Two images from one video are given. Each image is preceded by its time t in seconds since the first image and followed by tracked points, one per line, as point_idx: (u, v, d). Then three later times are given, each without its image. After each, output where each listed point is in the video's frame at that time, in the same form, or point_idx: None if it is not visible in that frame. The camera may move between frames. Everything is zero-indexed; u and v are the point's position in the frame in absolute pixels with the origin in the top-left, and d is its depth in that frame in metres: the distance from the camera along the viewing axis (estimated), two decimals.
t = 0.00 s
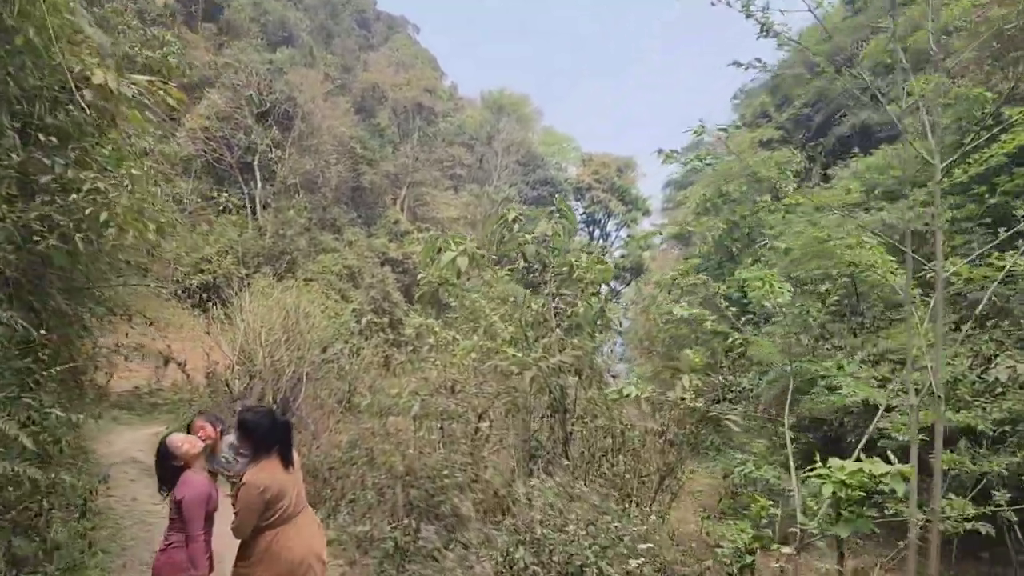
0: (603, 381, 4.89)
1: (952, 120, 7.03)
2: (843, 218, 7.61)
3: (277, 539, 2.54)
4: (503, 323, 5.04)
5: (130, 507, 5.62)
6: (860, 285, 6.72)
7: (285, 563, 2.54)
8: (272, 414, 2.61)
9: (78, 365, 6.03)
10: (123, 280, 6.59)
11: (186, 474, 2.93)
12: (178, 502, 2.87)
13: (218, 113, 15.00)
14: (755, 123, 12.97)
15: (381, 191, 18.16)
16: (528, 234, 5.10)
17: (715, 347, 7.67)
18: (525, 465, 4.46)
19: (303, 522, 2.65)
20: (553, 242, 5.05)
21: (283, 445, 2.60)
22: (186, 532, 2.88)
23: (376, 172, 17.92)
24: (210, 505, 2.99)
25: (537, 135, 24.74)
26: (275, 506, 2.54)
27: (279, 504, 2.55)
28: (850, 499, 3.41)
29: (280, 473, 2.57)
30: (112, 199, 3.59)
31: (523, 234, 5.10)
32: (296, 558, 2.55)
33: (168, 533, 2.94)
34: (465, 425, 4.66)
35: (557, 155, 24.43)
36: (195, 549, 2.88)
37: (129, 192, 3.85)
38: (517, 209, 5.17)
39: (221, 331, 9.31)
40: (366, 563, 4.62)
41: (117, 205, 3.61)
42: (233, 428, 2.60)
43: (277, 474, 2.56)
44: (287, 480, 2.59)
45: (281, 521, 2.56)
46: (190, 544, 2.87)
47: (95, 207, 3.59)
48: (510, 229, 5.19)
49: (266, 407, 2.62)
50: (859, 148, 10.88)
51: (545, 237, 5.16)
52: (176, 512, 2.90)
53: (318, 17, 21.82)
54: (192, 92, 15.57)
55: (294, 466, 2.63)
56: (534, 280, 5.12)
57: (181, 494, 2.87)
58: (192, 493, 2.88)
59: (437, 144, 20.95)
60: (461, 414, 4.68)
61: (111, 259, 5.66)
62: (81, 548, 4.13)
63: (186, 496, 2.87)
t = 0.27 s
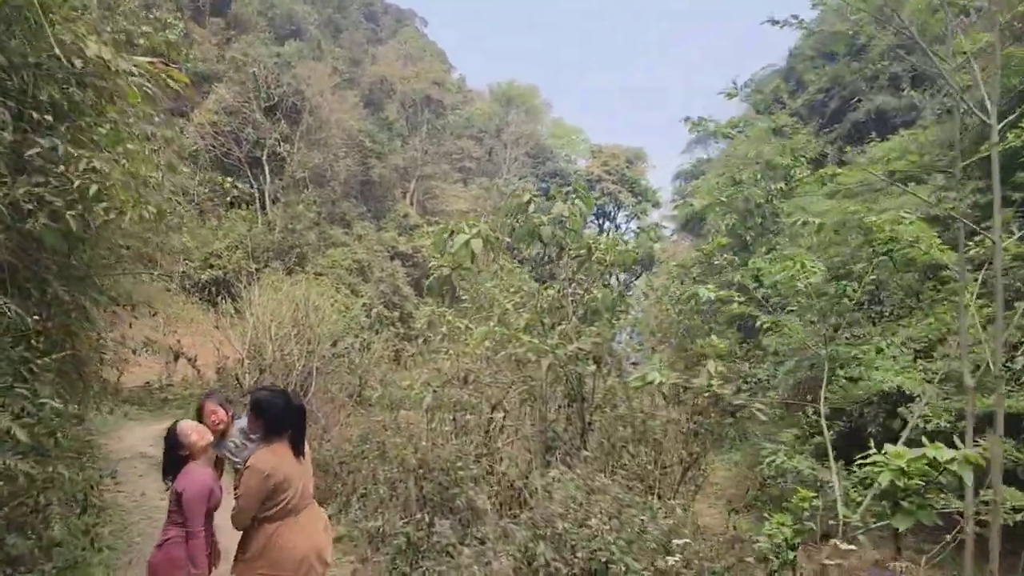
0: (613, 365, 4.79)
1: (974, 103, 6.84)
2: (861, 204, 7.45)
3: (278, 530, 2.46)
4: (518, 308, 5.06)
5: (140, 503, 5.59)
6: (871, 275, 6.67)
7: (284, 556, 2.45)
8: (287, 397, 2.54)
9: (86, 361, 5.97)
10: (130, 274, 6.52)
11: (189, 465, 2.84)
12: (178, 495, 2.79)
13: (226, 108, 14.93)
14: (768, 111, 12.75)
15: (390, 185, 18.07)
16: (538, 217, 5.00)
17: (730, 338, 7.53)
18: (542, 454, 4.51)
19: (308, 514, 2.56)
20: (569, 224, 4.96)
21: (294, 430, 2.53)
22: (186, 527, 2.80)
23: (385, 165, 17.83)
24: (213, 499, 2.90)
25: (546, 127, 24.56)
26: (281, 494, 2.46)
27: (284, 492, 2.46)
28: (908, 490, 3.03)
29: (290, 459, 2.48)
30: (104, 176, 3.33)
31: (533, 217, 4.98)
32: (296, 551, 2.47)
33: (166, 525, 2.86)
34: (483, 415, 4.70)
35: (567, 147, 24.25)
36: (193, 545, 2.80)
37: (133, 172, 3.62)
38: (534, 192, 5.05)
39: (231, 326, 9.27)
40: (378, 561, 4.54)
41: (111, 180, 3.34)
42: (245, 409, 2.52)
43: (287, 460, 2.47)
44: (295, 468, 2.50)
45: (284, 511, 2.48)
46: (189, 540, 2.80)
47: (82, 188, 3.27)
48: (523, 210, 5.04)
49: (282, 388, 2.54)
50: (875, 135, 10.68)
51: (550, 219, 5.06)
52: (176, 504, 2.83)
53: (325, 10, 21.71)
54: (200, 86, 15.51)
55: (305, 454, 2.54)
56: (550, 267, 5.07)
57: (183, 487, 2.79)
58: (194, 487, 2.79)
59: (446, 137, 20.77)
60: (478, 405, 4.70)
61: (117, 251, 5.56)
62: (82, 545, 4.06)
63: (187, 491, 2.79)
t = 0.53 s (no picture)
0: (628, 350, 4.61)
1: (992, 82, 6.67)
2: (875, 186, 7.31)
3: (269, 524, 2.35)
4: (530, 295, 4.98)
5: (146, 495, 5.57)
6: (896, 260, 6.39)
7: (271, 553, 2.35)
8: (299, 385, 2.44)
9: (87, 352, 5.92)
10: (130, 264, 6.43)
11: (183, 460, 2.74)
12: (170, 491, 2.66)
13: (229, 96, 14.81)
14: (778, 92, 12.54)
15: (395, 172, 17.96)
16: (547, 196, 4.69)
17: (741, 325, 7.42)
18: (560, 446, 4.34)
19: (303, 512, 2.45)
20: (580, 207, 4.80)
21: (300, 421, 2.43)
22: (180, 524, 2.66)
23: (390, 153, 17.71)
24: (208, 497, 2.77)
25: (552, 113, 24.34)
26: (279, 487, 2.35)
27: (281, 485, 2.35)
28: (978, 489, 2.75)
29: (294, 452, 2.38)
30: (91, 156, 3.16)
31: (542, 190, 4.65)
32: (284, 550, 2.36)
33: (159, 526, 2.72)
34: (492, 405, 4.74)
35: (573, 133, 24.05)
36: (188, 544, 2.65)
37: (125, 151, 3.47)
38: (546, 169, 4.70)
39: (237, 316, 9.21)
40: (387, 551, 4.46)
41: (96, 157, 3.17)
42: (253, 392, 2.43)
43: (290, 451, 2.37)
44: (297, 461, 2.39)
45: (279, 506, 2.37)
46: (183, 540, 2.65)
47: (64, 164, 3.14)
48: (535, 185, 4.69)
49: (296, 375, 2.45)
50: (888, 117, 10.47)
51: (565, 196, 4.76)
52: (168, 502, 2.69)
53: None
54: (202, 74, 15.38)
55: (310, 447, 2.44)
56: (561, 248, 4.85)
57: (176, 482, 2.66)
58: (187, 482, 2.67)
59: (451, 123, 20.57)
60: (487, 392, 4.78)
61: (115, 240, 5.45)
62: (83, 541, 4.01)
63: (181, 484, 2.66)
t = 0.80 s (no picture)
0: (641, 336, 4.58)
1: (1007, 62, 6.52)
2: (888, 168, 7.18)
3: (255, 514, 2.23)
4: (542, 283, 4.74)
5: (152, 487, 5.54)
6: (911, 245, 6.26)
7: (256, 546, 2.23)
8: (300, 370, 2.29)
9: (88, 343, 5.87)
10: (130, 254, 6.36)
11: (184, 447, 2.65)
12: (178, 479, 2.56)
13: (232, 85, 14.73)
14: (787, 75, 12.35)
15: (400, 161, 17.85)
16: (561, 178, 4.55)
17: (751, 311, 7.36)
18: (574, 435, 4.33)
19: (296, 505, 2.32)
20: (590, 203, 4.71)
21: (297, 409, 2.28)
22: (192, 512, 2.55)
23: (394, 141, 17.59)
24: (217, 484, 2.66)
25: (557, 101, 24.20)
26: (267, 476, 2.22)
27: (269, 474, 2.23)
28: None
29: (286, 441, 2.24)
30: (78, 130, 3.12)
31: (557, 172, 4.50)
32: (269, 544, 2.24)
33: (170, 521, 2.61)
34: (501, 394, 4.64)
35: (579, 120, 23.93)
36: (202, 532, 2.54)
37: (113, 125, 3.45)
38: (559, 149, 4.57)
39: (243, 307, 9.20)
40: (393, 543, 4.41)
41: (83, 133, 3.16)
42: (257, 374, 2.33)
43: (281, 440, 2.23)
44: (289, 451, 2.25)
45: (267, 497, 2.24)
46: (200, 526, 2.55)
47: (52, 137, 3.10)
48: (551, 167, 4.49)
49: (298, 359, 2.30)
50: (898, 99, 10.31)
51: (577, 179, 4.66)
52: (177, 492, 2.58)
53: None
54: (204, 64, 15.28)
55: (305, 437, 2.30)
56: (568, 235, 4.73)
57: (182, 469, 2.57)
58: (193, 467, 2.57)
59: (455, 112, 20.42)
60: (496, 380, 4.69)
61: (112, 228, 5.38)
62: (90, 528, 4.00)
63: (186, 470, 2.57)
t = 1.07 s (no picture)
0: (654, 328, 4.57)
1: None
2: (904, 153, 7.04)
3: (263, 511, 2.20)
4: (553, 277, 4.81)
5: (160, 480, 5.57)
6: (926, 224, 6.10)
7: (263, 545, 2.19)
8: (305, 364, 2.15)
9: (94, 334, 5.88)
10: (134, 245, 6.34)
11: (200, 442, 2.44)
12: (203, 475, 2.37)
13: (238, 73, 14.64)
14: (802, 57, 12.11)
15: (408, 148, 17.75)
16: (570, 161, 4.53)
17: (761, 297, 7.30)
18: (590, 427, 4.23)
19: (305, 507, 2.22)
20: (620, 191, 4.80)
21: (301, 406, 2.16)
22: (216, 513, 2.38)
23: (402, 129, 17.47)
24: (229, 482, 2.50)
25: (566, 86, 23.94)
26: (273, 473, 2.18)
27: (274, 471, 2.18)
28: None
29: (288, 439, 2.16)
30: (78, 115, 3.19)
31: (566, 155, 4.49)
32: (275, 543, 2.18)
33: (188, 523, 2.38)
34: (511, 382, 4.59)
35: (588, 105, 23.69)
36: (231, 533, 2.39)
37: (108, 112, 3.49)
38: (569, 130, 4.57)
39: (251, 296, 9.17)
40: (399, 538, 4.37)
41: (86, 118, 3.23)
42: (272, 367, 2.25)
43: (283, 438, 2.16)
44: (293, 449, 2.17)
45: (275, 494, 2.20)
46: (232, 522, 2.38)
47: (56, 124, 3.16)
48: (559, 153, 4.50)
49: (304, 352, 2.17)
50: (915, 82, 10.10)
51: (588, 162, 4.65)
52: (200, 490, 2.38)
53: None
54: (209, 51, 15.20)
55: (310, 436, 2.18)
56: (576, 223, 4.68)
57: (209, 466, 2.37)
58: (219, 461, 2.39)
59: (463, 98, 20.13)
60: (505, 367, 4.62)
61: (115, 218, 5.36)
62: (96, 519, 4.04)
63: (214, 468, 2.38)
